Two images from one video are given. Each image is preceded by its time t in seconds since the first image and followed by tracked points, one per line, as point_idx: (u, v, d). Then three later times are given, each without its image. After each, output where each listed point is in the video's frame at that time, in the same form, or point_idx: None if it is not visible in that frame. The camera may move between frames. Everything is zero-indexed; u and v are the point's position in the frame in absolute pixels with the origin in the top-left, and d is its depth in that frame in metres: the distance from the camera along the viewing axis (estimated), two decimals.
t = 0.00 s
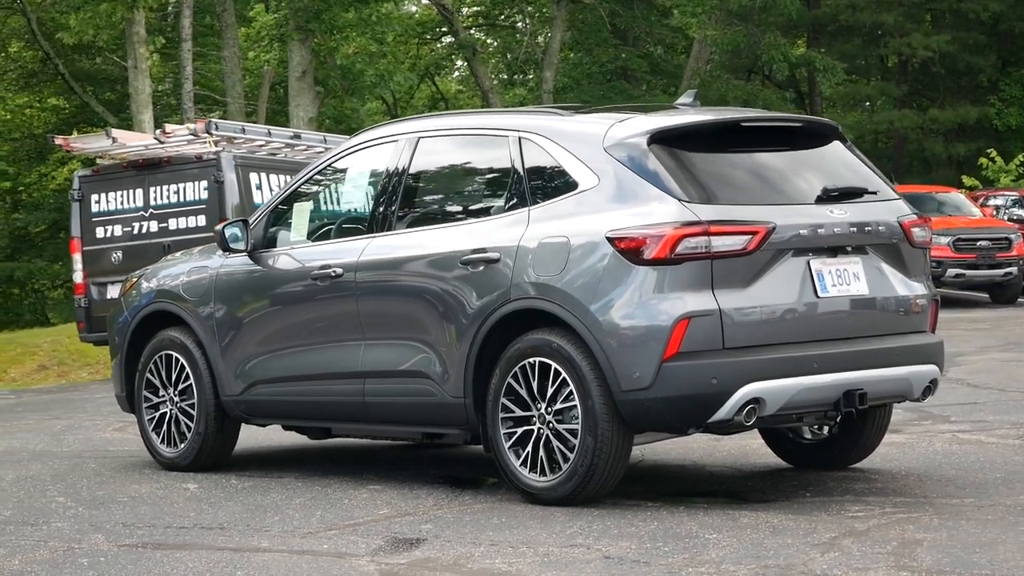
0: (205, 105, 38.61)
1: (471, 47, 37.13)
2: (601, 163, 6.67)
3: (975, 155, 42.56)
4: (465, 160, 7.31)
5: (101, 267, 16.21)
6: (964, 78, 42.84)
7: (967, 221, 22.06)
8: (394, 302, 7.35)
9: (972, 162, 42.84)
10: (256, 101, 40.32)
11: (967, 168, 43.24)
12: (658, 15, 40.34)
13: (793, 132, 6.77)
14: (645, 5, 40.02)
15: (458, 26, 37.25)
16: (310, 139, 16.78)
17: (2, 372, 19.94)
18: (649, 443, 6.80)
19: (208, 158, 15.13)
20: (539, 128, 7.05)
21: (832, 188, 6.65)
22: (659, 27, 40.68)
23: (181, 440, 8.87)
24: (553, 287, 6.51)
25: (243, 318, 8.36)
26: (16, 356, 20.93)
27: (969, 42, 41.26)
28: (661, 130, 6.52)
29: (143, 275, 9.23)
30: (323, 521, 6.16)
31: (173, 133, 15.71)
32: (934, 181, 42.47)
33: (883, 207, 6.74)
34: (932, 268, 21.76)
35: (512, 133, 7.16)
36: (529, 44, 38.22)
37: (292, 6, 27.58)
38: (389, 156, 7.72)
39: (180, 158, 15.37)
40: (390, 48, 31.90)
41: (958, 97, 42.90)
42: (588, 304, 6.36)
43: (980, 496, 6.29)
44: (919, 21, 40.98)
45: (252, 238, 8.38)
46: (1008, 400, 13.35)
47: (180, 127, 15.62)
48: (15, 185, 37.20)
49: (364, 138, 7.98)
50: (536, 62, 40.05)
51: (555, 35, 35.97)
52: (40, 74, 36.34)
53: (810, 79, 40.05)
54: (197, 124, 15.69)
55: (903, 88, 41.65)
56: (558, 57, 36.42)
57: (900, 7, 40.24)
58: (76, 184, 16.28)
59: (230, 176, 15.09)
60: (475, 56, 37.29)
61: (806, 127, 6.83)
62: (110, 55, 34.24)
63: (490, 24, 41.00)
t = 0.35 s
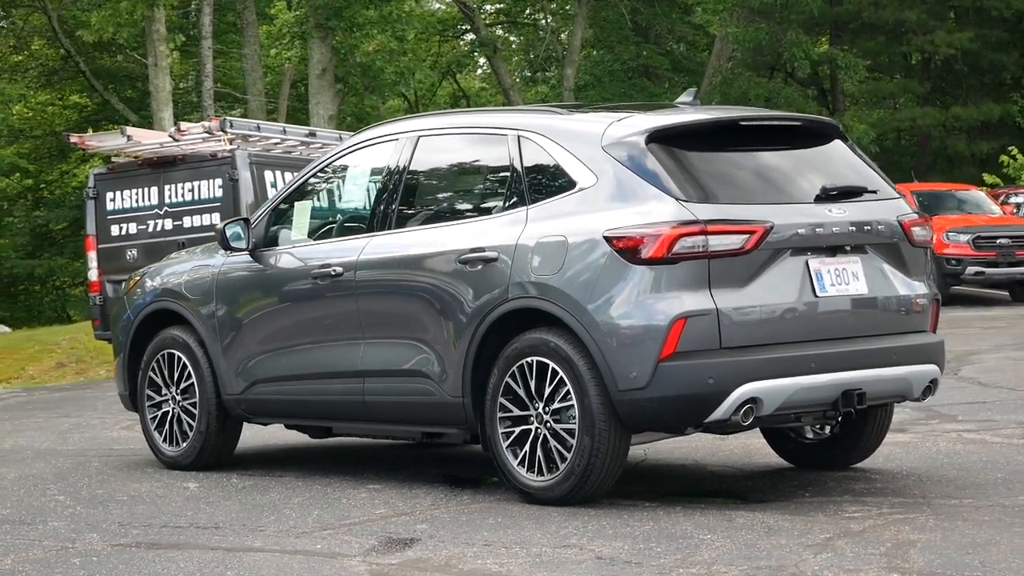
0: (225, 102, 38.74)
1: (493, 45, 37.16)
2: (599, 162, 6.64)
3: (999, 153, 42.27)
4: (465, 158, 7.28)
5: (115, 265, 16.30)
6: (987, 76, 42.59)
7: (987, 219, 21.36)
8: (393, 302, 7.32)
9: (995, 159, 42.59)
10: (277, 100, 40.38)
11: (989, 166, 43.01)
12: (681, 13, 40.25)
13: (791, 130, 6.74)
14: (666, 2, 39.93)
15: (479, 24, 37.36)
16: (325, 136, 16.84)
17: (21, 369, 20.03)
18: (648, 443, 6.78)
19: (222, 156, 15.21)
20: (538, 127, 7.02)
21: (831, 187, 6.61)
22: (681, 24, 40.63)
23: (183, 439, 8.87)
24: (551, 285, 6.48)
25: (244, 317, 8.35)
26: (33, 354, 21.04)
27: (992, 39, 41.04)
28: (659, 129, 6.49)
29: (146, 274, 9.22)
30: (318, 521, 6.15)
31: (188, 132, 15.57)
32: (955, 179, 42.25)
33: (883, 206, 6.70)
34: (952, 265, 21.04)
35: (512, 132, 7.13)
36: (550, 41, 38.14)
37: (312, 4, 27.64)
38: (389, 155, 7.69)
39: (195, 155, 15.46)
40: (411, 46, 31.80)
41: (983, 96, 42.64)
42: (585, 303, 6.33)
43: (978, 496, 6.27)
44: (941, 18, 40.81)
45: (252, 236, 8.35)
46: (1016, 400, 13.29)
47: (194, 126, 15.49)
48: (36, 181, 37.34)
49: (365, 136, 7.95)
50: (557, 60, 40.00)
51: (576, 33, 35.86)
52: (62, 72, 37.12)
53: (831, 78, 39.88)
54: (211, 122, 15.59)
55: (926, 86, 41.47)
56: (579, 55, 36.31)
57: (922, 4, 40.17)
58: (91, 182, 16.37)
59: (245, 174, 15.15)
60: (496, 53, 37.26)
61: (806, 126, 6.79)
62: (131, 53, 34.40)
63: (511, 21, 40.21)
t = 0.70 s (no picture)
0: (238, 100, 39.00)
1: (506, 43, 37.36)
2: (588, 160, 6.61)
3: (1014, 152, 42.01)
4: (454, 157, 7.25)
5: (121, 264, 16.30)
6: (1002, 74, 42.37)
7: (999, 218, 21.83)
8: (382, 302, 7.29)
9: (1011, 158, 42.35)
10: (290, 97, 40.48)
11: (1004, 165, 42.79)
12: (695, 12, 40.26)
13: (782, 129, 6.71)
14: None
15: (493, 21, 37.56)
16: (331, 134, 16.98)
17: (30, 368, 20.04)
18: (636, 443, 6.76)
19: (229, 154, 15.37)
20: (527, 126, 6.99)
21: (820, 188, 6.58)
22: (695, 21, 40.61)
23: (175, 439, 8.86)
24: (539, 286, 6.45)
25: (236, 316, 8.32)
26: (44, 352, 21.10)
27: (1008, 37, 40.81)
28: (648, 128, 6.46)
29: (139, 273, 9.20)
30: (304, 521, 6.14)
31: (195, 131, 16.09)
32: (968, 177, 42.13)
33: (873, 206, 6.67)
34: (963, 264, 21.72)
35: (502, 131, 7.10)
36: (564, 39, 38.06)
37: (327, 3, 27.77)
38: (379, 154, 7.66)
39: (202, 155, 15.59)
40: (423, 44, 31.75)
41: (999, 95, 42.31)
42: (573, 303, 6.30)
43: (967, 497, 6.25)
44: (957, 17, 40.61)
45: (244, 236, 8.33)
46: (1016, 400, 13.26)
47: (202, 125, 16.06)
48: (51, 179, 37.69)
49: (356, 136, 7.91)
50: (571, 58, 40.10)
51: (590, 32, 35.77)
52: (74, 71, 38.08)
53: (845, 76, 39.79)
54: (217, 122, 16.07)
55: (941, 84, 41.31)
56: (593, 53, 36.28)
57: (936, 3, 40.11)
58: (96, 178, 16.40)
59: (251, 172, 15.23)
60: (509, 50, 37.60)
61: (797, 125, 6.76)
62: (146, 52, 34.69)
63: (525, 19, 40.19)
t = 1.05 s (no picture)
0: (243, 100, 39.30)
1: (510, 42, 37.39)
2: (569, 160, 6.59)
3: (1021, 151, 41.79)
4: (437, 156, 7.23)
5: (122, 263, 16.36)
6: (1010, 73, 42.16)
7: (1002, 216, 22.03)
8: (364, 301, 7.27)
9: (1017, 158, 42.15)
10: (294, 96, 40.56)
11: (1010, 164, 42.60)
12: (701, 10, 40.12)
13: (764, 129, 6.70)
14: None
15: (497, 20, 37.43)
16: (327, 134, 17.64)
17: (32, 366, 20.05)
18: (617, 443, 6.74)
19: (227, 153, 16.09)
20: (509, 126, 6.98)
21: (802, 187, 6.56)
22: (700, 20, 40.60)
23: (161, 438, 8.84)
24: (520, 286, 6.43)
25: (220, 316, 8.30)
26: (46, 352, 21.10)
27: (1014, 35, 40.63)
28: (630, 128, 6.44)
29: (125, 273, 9.19)
30: (283, 521, 6.12)
31: (194, 128, 16.79)
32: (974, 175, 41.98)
33: (855, 206, 6.66)
34: (966, 263, 21.91)
35: (484, 130, 7.08)
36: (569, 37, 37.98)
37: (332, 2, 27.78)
38: (363, 153, 7.64)
39: (200, 155, 16.33)
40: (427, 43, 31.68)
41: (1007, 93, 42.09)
42: (553, 303, 6.28)
43: (947, 497, 6.23)
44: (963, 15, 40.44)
45: (229, 235, 8.31)
46: (1008, 399, 13.23)
47: (200, 123, 16.74)
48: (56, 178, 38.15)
49: (340, 135, 7.89)
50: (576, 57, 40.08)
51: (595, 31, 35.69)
52: (78, 69, 38.45)
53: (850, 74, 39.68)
54: (216, 121, 16.72)
55: (947, 82, 41.15)
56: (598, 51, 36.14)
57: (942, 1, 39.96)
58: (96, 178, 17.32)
59: (249, 171, 15.94)
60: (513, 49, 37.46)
61: (780, 124, 6.74)
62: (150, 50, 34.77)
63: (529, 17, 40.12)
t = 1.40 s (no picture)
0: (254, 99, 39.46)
1: (523, 41, 37.02)
2: (554, 160, 6.58)
3: None
4: (424, 156, 7.21)
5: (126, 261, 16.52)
6: None
7: (1013, 216, 22.01)
8: (352, 300, 7.25)
9: None
10: (305, 95, 40.67)
11: None
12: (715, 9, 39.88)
13: (751, 128, 6.68)
14: None
15: (509, 19, 37.24)
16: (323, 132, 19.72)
17: (41, 365, 20.12)
18: (604, 443, 6.73)
19: (232, 152, 18.63)
20: (495, 125, 6.97)
21: (789, 187, 6.54)
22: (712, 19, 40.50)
23: (152, 439, 8.83)
24: (505, 285, 6.42)
25: (210, 315, 8.29)
26: (55, 351, 21.23)
27: None
28: (615, 127, 6.42)
29: (117, 272, 9.18)
30: (268, 521, 6.12)
31: (199, 128, 18.54)
32: (988, 175, 41.70)
33: (843, 205, 6.64)
34: (978, 262, 21.91)
35: (472, 130, 7.07)
36: (581, 36, 37.90)
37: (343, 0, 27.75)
38: (351, 152, 7.63)
39: (206, 153, 18.88)
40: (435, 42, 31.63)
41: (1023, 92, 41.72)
42: (538, 303, 6.27)
43: (933, 498, 6.21)
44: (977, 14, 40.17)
45: (219, 235, 8.30)
46: (1006, 400, 13.21)
47: (205, 124, 18.48)
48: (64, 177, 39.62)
49: (330, 134, 7.88)
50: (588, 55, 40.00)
51: (606, 29, 35.58)
52: (91, 69, 39.23)
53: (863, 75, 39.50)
54: (221, 121, 18.38)
55: (961, 81, 40.87)
56: (610, 50, 35.95)
57: None
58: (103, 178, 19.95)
59: (252, 170, 18.47)
60: (525, 49, 37.28)
61: (768, 123, 6.72)
62: (161, 49, 34.95)
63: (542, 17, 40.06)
